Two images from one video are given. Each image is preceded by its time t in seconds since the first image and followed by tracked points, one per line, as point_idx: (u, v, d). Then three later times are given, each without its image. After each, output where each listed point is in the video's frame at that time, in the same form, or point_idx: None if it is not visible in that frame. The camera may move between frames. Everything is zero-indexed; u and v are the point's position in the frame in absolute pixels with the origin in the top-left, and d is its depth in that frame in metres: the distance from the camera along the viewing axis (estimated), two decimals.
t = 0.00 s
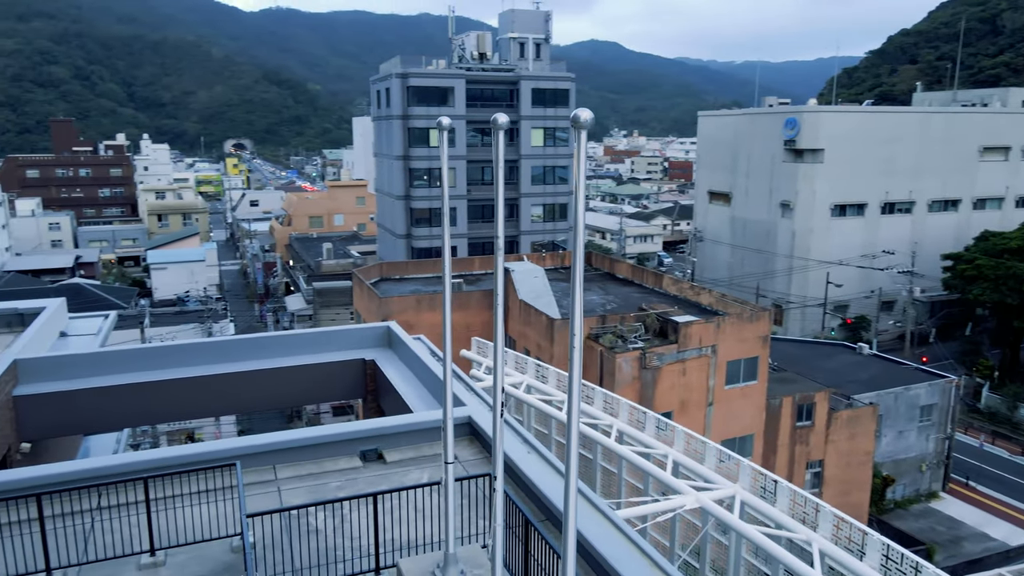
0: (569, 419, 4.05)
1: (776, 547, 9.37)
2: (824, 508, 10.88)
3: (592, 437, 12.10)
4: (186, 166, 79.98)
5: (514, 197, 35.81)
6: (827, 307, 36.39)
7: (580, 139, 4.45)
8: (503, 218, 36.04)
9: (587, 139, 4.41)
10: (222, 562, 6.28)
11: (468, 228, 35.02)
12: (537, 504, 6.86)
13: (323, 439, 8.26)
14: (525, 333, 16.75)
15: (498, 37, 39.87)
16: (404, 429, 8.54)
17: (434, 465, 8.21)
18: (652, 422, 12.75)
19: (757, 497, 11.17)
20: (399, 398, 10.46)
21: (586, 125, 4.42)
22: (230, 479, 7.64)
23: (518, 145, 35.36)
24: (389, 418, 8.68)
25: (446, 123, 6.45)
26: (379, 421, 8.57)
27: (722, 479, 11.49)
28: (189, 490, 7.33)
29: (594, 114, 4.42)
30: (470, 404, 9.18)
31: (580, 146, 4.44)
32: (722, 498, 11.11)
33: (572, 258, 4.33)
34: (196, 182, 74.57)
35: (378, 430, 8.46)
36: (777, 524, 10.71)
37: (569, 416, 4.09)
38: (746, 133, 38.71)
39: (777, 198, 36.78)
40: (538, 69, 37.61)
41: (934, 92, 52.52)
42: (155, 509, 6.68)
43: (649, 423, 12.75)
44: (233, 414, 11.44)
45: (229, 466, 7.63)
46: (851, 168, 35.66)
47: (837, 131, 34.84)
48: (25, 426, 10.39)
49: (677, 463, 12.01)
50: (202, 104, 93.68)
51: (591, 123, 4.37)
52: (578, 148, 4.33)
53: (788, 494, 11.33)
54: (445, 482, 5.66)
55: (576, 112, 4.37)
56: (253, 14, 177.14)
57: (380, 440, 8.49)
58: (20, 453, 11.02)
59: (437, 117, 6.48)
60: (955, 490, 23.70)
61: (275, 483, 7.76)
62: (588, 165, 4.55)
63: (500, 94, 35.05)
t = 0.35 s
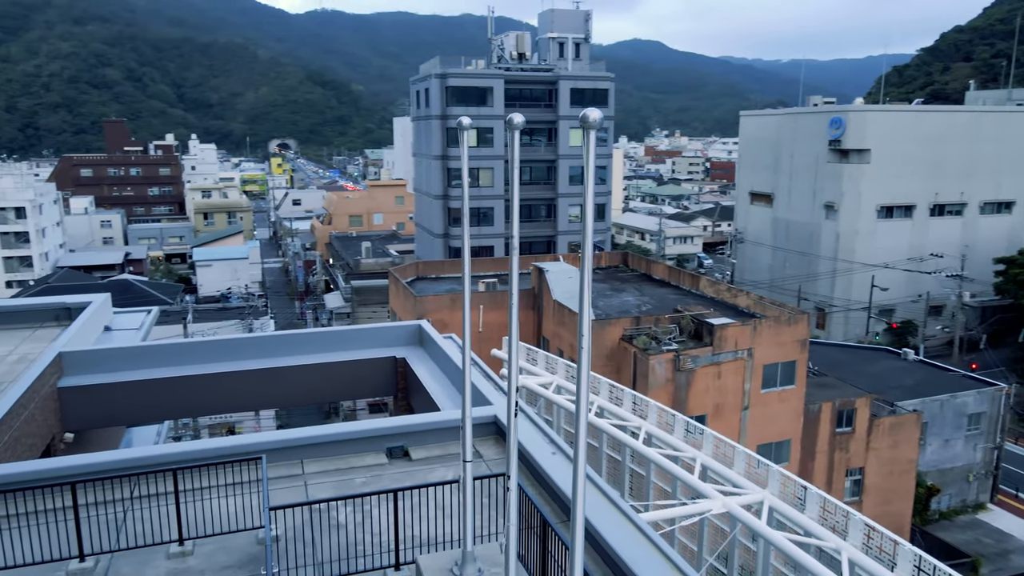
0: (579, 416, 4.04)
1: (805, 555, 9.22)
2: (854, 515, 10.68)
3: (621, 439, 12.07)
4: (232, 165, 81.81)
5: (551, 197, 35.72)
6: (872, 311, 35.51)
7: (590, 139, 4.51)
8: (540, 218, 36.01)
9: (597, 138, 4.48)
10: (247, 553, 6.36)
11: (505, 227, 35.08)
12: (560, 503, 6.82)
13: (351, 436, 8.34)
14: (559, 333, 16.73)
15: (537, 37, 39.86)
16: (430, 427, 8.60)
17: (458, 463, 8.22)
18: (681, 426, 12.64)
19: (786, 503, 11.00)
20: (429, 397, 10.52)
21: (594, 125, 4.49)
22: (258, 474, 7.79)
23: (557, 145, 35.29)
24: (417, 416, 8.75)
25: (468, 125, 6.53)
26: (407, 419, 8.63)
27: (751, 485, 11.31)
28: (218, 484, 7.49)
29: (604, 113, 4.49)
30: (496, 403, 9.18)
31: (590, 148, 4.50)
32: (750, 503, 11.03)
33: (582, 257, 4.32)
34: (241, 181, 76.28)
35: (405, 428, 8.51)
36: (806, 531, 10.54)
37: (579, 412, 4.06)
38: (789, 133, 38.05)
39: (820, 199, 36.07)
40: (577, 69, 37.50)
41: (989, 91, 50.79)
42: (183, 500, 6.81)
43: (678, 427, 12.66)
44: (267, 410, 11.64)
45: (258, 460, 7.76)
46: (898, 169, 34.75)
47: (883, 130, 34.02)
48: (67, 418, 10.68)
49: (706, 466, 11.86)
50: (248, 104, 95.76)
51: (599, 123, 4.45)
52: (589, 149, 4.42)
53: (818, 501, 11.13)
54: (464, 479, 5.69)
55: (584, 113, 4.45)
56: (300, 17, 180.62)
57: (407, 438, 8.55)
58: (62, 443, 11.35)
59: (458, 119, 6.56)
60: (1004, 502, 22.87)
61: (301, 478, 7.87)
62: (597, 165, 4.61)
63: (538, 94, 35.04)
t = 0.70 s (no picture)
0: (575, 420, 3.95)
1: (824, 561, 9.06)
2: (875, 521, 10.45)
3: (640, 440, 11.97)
4: (264, 165, 83.06)
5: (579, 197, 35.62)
6: (906, 314, 34.84)
7: (588, 139, 4.39)
8: (567, 218, 35.94)
9: (593, 139, 4.34)
10: (262, 547, 6.42)
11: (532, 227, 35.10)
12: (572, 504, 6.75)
13: (367, 433, 8.40)
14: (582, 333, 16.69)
15: (566, 37, 39.77)
16: (446, 425, 8.64)
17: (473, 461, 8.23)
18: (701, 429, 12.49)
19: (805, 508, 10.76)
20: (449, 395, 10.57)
21: (592, 125, 4.38)
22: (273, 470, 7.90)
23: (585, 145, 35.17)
24: (434, 414, 8.78)
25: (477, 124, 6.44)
26: (424, 418, 8.67)
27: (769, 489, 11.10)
28: (235, 478, 7.61)
29: (602, 112, 4.36)
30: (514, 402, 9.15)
31: (587, 147, 4.37)
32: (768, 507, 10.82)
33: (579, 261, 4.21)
34: (273, 181, 77.43)
35: (422, 426, 8.56)
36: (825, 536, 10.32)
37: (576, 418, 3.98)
38: (822, 133, 37.39)
39: (853, 200, 35.44)
40: (606, 68, 37.36)
41: None
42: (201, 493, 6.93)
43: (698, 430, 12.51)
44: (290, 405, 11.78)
45: (273, 455, 7.86)
46: (934, 169, 33.98)
47: (920, 131, 33.26)
48: (97, 411, 10.94)
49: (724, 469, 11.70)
50: (280, 105, 97.07)
51: (597, 123, 4.34)
52: (585, 148, 4.28)
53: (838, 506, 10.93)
54: (473, 479, 5.67)
55: (582, 112, 4.33)
56: (333, 18, 182.52)
57: (423, 435, 8.59)
58: (92, 436, 11.60)
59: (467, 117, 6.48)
60: None
61: (318, 473, 7.96)
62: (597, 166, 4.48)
63: (567, 94, 34.97)
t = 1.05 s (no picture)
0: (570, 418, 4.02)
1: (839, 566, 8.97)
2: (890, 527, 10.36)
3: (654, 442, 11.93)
4: (292, 164, 84.07)
5: (603, 197, 35.52)
6: (937, 318, 34.23)
7: (582, 138, 4.40)
8: (591, 219, 35.85)
9: (588, 138, 4.36)
10: (272, 542, 6.49)
11: (555, 227, 35.08)
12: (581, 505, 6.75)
13: (380, 431, 8.45)
14: (603, 334, 16.64)
15: (591, 36, 39.63)
16: (457, 425, 8.68)
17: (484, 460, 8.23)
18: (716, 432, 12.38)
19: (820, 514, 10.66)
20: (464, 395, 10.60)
21: (586, 124, 4.39)
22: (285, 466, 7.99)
23: (609, 145, 35.07)
24: (448, 413, 8.82)
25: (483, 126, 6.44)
26: (437, 416, 8.71)
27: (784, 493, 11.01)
28: (246, 474, 7.71)
29: (595, 112, 4.37)
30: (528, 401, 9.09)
31: (581, 147, 4.38)
32: (782, 511, 10.70)
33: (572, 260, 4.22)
34: (300, 180, 78.32)
35: (435, 424, 8.60)
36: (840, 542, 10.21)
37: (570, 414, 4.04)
38: (852, 133, 36.81)
39: (883, 201, 34.88)
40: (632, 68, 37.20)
41: None
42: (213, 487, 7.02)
43: (713, 432, 12.41)
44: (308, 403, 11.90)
45: (284, 451, 7.93)
46: (967, 170, 33.32)
47: (953, 131, 32.61)
48: (120, 406, 11.15)
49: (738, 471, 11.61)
50: (308, 105, 98.11)
51: (592, 123, 4.34)
52: (580, 149, 4.33)
53: (853, 512, 10.85)
54: (478, 478, 5.65)
55: (576, 112, 4.33)
56: (363, 18, 184.21)
57: (435, 434, 8.64)
58: (115, 430, 11.81)
59: (473, 118, 6.40)
60: None
61: (332, 470, 8.02)
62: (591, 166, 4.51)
63: (591, 94, 34.86)
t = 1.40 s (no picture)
0: (563, 416, 4.06)
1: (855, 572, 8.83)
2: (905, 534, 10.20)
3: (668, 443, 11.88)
4: (320, 164, 84.93)
5: (627, 197, 35.34)
6: (969, 321, 33.52)
7: (574, 139, 4.42)
8: (616, 219, 35.72)
9: (579, 138, 4.38)
10: (281, 537, 6.54)
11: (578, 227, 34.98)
12: (590, 505, 6.74)
13: (390, 429, 8.49)
14: (623, 335, 16.57)
15: (617, 35, 39.49)
16: (469, 424, 8.69)
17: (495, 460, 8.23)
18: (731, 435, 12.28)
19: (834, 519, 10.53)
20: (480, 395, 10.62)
21: (577, 124, 4.40)
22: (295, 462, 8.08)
23: (633, 145, 34.90)
24: (461, 413, 8.85)
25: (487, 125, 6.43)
26: (449, 415, 8.74)
27: (798, 498, 10.90)
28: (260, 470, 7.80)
29: (586, 113, 4.39)
30: (540, 401, 9.07)
31: (573, 148, 4.39)
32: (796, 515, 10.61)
33: (565, 260, 4.23)
34: (327, 179, 79.09)
35: (447, 423, 8.63)
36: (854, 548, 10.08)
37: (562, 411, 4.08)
38: (883, 132, 36.22)
39: (914, 202, 34.28)
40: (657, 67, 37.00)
41: None
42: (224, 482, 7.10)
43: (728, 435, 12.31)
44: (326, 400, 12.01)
45: (295, 447, 8.01)
46: (1001, 171, 32.65)
47: (987, 131, 31.95)
48: (142, 401, 11.33)
49: (753, 475, 11.51)
50: (336, 105, 99.03)
51: (582, 123, 4.36)
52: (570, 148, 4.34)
53: (867, 518, 10.71)
54: (482, 478, 5.65)
55: (567, 112, 4.34)
56: (391, 19, 185.60)
57: (447, 433, 8.68)
58: (136, 424, 11.98)
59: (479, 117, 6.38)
60: None
61: (344, 467, 8.08)
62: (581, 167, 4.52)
63: (616, 93, 34.71)
